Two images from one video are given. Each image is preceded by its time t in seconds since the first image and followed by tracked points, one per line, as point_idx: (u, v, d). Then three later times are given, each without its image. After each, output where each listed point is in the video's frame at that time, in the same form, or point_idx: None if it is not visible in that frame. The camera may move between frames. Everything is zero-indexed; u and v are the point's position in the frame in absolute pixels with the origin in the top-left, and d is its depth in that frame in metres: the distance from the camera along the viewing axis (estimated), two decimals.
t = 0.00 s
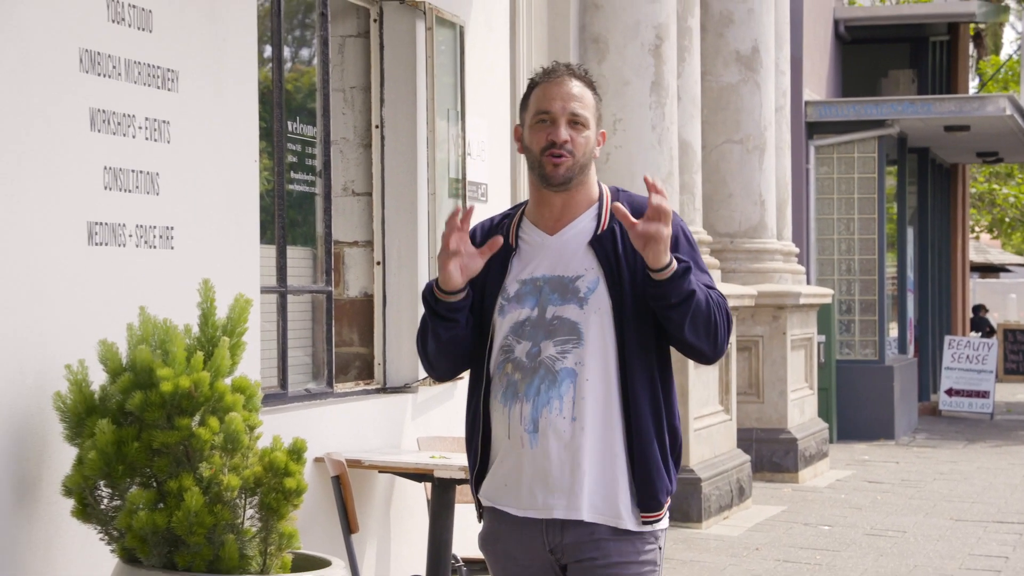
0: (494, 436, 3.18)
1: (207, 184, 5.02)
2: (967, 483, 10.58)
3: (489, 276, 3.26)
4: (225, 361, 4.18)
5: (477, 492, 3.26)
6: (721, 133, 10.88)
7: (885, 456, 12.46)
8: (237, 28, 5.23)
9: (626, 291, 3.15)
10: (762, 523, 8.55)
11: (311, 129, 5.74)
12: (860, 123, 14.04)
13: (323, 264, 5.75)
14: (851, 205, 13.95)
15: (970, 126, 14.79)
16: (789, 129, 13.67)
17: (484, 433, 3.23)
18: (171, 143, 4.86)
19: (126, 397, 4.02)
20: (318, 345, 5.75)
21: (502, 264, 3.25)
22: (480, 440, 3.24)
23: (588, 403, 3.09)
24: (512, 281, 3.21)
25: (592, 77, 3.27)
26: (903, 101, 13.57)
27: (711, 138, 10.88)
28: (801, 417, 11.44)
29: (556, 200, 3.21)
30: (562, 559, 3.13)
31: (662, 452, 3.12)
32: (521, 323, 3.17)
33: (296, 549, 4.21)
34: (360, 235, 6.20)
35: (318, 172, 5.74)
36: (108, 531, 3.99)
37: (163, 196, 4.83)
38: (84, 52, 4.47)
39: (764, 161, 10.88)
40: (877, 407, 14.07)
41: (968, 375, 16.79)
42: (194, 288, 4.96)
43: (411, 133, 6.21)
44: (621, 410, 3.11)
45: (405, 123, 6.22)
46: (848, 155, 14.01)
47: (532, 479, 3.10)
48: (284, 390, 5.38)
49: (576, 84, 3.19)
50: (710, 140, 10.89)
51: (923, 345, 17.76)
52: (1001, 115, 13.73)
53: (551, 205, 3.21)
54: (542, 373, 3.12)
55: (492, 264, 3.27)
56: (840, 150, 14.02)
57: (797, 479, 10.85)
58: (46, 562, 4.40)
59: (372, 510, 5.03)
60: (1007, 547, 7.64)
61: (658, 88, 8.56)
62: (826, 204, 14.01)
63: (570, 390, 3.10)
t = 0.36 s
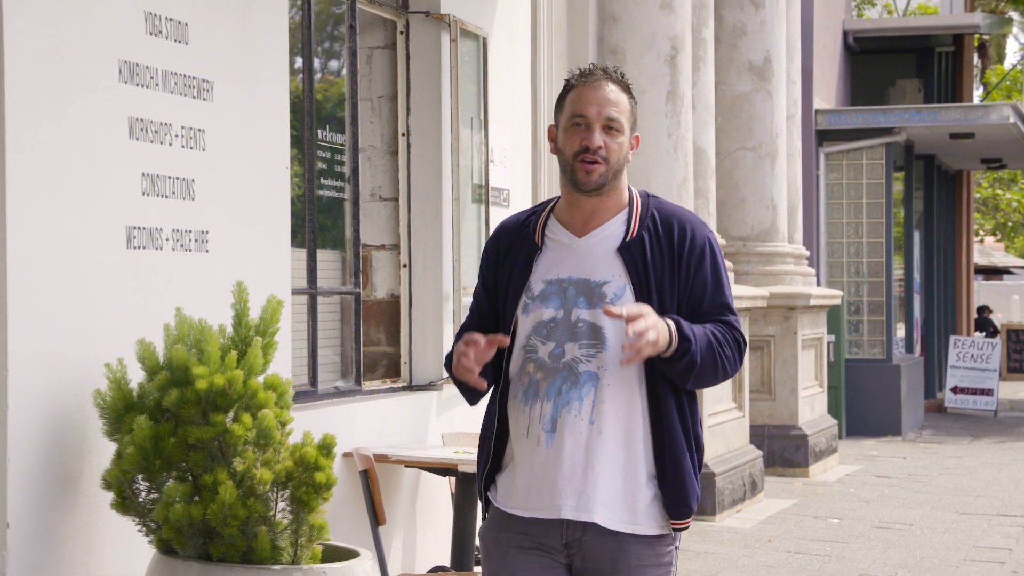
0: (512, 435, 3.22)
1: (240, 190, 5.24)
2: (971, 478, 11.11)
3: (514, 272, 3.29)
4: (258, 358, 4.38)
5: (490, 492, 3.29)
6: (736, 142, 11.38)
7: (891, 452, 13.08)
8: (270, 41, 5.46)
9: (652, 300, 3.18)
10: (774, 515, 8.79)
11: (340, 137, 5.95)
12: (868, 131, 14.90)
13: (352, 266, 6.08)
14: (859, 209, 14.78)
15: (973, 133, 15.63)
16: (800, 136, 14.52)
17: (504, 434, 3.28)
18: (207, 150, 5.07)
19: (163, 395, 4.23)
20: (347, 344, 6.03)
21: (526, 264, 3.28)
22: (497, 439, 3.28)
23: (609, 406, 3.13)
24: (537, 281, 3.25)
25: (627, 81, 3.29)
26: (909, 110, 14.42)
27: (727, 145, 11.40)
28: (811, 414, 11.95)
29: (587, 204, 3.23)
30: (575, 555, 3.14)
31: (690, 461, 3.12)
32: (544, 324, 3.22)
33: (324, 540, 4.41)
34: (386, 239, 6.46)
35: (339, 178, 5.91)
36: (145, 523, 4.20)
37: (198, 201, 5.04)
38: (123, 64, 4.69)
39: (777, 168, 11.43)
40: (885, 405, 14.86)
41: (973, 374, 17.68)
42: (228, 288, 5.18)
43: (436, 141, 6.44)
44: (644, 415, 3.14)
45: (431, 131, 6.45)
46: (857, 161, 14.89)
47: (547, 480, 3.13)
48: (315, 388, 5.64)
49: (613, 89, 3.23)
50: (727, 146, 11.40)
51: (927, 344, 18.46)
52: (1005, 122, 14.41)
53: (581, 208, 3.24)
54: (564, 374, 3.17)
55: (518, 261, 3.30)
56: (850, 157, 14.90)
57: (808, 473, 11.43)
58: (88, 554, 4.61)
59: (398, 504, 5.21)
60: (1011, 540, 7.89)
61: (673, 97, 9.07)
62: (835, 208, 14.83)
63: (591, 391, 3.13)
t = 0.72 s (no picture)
0: (515, 439, 3.35)
1: (273, 195, 5.48)
2: (976, 471, 12.01)
3: (510, 275, 3.42)
4: (291, 356, 4.58)
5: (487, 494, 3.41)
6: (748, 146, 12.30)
7: (899, 447, 13.80)
8: (302, 53, 5.70)
9: (647, 303, 3.33)
10: (786, 508, 9.77)
11: (370, 143, 6.33)
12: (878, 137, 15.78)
13: (381, 268, 6.30)
14: (870, 212, 15.66)
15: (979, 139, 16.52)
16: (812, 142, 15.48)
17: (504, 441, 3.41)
18: (242, 157, 5.31)
19: (200, 390, 4.43)
20: (376, 343, 6.27)
21: (520, 267, 3.41)
22: (493, 441, 3.40)
23: (613, 411, 3.29)
24: (533, 285, 3.39)
25: (619, 91, 3.49)
26: (918, 116, 15.26)
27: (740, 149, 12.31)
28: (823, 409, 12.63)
29: (578, 206, 3.40)
30: (581, 557, 3.30)
31: (688, 460, 3.31)
32: (542, 330, 3.36)
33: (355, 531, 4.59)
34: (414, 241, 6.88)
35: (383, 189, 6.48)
36: (184, 513, 4.42)
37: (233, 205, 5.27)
38: (162, 73, 4.91)
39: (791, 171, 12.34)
40: (895, 402, 15.89)
41: (979, 371, 18.99)
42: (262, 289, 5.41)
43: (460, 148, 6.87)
44: (644, 417, 3.30)
45: (456, 139, 6.88)
46: (868, 166, 15.73)
47: (560, 484, 3.28)
48: (345, 385, 5.89)
49: (599, 92, 3.43)
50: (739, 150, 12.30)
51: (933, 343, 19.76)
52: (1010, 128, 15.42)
53: (571, 213, 3.41)
54: (568, 380, 3.31)
55: (512, 265, 3.43)
56: (860, 163, 15.74)
57: (820, 467, 12.03)
58: (129, 547, 4.82)
59: (426, 497, 5.43)
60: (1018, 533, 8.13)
61: (690, 106, 9.99)
62: (847, 212, 15.73)
63: (596, 397, 3.28)
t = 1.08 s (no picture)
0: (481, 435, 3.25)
1: (308, 199, 5.72)
2: (990, 466, 12.21)
3: (471, 275, 3.34)
4: (326, 355, 4.79)
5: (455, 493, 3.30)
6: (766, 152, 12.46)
7: (913, 442, 14.15)
8: (336, 61, 5.94)
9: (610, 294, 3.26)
10: (804, 501, 10.10)
11: (401, 150, 6.75)
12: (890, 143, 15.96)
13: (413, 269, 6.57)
14: (883, 217, 15.78)
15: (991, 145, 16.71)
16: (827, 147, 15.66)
17: (469, 438, 3.30)
18: (279, 163, 5.55)
19: (240, 387, 4.66)
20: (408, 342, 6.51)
21: (481, 269, 3.33)
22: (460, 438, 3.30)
23: (580, 403, 3.20)
24: (494, 281, 3.29)
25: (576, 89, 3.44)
26: (929, 124, 15.36)
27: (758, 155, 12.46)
28: (840, 406, 12.87)
29: (538, 200, 3.32)
30: (553, 549, 3.20)
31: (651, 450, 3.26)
32: (506, 324, 3.25)
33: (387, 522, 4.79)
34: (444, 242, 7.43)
35: (420, 192, 7.20)
36: (223, 505, 4.64)
37: (271, 209, 5.51)
38: (203, 83, 5.14)
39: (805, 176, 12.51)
40: (905, 399, 16.03)
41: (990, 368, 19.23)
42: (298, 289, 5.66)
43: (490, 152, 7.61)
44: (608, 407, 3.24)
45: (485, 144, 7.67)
46: (881, 171, 15.91)
47: (527, 478, 3.18)
48: (377, 383, 6.12)
49: (563, 88, 3.36)
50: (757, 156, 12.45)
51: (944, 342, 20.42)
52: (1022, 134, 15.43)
53: (530, 209, 3.33)
54: (534, 372, 3.21)
55: (472, 266, 3.35)
56: (874, 167, 15.92)
57: (835, 461, 12.15)
58: (172, 535, 5.04)
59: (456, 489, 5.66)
60: None
61: (710, 113, 10.43)
62: (861, 215, 15.89)
63: (563, 388, 3.20)
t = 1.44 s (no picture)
0: (478, 439, 3.21)
1: (344, 203, 5.98)
2: (999, 461, 12.66)
3: (461, 280, 3.32)
4: (362, 353, 5.01)
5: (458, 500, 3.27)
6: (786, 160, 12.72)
7: (925, 438, 14.60)
8: (371, 73, 6.21)
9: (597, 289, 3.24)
10: (820, 494, 10.39)
11: (435, 156, 7.11)
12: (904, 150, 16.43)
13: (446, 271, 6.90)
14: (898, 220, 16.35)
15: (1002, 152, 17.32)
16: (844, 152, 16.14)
17: (463, 443, 3.26)
18: (318, 169, 5.81)
19: (279, 384, 4.89)
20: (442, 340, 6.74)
21: (473, 273, 3.30)
22: (458, 445, 3.26)
23: (572, 398, 3.16)
24: (485, 287, 3.28)
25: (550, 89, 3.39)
26: (943, 130, 15.76)
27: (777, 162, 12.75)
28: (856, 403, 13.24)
29: (523, 202, 3.29)
30: (553, 544, 3.16)
31: (645, 440, 3.20)
32: (499, 328, 3.23)
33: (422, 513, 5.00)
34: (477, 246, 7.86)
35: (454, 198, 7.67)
36: (264, 497, 4.89)
37: (309, 214, 5.77)
38: (244, 93, 5.38)
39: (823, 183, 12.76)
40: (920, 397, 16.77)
41: (1001, 367, 20.03)
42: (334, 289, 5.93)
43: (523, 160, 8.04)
44: (598, 400, 3.18)
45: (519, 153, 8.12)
46: (896, 177, 16.35)
47: (524, 478, 3.14)
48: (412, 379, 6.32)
49: (538, 92, 3.32)
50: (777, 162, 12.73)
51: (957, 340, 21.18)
52: None
53: (516, 214, 3.31)
54: (526, 373, 3.17)
55: (462, 271, 3.33)
56: (889, 173, 16.38)
57: (851, 456, 12.50)
58: (216, 524, 5.29)
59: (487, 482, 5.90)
60: None
61: (731, 121, 10.67)
62: (876, 219, 16.44)
63: (553, 386, 3.15)
